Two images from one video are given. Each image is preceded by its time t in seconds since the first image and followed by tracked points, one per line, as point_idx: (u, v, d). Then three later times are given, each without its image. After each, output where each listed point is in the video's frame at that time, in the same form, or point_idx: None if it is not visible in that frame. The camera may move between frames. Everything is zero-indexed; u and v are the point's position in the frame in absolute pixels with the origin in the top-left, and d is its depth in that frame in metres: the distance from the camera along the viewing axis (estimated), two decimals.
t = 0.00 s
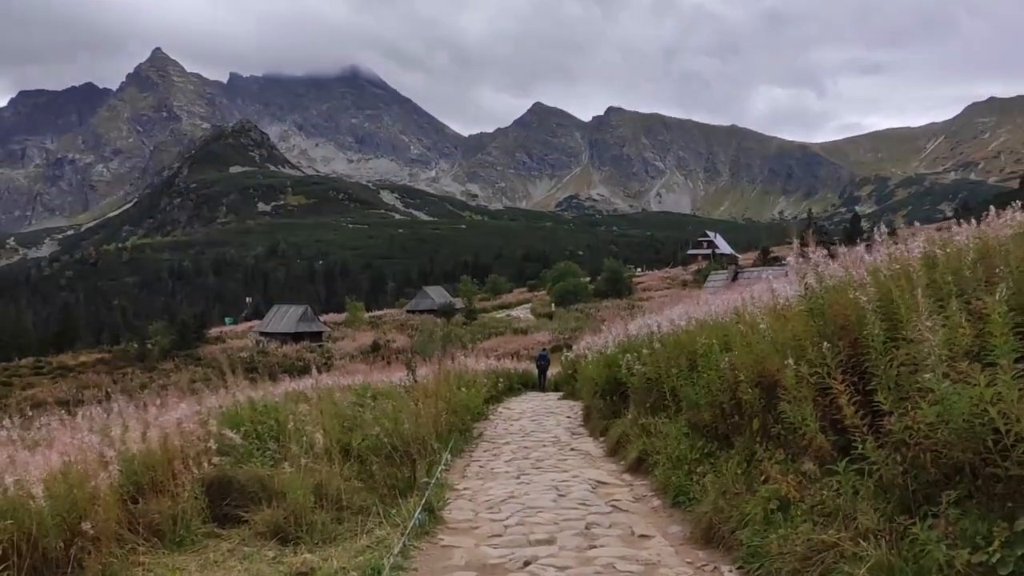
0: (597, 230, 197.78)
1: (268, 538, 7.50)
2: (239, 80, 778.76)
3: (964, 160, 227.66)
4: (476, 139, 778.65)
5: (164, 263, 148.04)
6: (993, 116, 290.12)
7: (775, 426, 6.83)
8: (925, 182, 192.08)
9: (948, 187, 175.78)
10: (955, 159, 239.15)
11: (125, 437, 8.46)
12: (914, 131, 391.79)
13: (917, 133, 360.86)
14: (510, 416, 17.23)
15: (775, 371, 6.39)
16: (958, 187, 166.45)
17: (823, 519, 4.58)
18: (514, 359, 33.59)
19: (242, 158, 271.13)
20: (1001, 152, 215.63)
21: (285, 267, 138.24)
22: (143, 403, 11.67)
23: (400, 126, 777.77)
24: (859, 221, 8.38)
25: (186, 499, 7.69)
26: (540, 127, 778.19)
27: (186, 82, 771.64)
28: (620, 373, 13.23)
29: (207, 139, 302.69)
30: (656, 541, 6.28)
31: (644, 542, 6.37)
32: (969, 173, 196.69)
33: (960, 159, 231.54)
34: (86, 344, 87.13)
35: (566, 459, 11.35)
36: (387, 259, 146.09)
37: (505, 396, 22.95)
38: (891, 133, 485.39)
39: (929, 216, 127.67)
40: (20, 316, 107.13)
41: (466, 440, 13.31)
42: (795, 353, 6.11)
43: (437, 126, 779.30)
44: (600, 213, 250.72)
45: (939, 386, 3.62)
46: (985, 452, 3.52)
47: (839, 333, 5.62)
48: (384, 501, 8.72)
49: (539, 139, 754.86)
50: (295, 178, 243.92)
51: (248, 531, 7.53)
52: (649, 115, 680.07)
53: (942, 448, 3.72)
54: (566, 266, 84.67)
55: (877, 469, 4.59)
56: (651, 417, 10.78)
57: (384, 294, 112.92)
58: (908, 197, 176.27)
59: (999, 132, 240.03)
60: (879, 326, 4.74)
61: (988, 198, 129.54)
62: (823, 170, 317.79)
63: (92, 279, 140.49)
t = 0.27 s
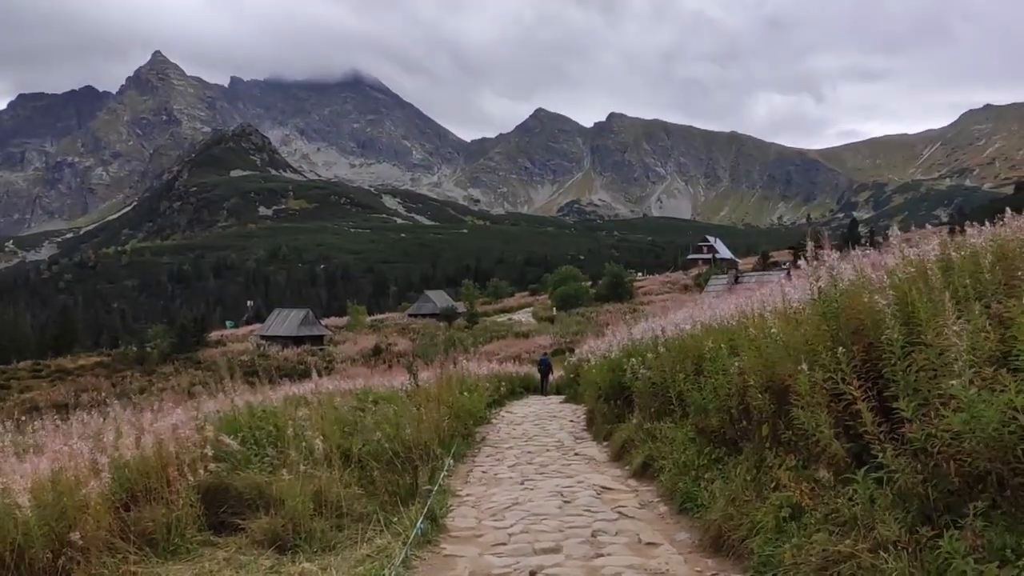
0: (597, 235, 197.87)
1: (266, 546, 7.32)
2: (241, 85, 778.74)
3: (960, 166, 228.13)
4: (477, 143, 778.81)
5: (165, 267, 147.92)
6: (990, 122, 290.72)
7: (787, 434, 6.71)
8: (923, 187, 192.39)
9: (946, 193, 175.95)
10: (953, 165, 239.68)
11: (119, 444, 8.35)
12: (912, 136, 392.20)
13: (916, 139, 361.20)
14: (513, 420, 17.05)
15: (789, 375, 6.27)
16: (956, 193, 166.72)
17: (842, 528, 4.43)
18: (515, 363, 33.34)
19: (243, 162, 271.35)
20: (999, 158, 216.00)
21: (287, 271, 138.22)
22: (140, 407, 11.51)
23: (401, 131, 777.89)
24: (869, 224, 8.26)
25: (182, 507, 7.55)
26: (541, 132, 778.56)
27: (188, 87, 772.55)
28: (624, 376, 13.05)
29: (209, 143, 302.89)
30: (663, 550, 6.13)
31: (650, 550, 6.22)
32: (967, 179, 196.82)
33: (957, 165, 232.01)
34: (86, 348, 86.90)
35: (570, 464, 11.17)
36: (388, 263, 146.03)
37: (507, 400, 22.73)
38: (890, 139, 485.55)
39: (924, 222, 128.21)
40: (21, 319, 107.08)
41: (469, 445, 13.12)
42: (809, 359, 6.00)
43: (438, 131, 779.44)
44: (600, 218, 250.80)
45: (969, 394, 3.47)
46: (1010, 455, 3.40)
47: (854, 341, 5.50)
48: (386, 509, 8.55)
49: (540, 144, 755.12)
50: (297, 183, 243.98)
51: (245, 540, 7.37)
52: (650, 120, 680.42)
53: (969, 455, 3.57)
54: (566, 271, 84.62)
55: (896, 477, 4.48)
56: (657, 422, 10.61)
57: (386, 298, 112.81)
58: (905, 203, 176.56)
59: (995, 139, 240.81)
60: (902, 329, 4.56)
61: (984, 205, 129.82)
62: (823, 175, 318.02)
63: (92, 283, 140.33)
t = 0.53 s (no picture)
0: (598, 239, 197.92)
1: (261, 554, 7.13)
2: (244, 91, 778.69)
3: (958, 171, 228.32)
4: (479, 149, 778.79)
5: (169, 271, 148.02)
6: (988, 128, 291.25)
7: (796, 438, 6.65)
8: (921, 193, 192.65)
9: (945, 198, 176.19)
10: (952, 170, 239.88)
11: (111, 446, 8.27)
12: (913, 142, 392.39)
13: (916, 144, 361.37)
14: (514, 424, 16.84)
15: (806, 376, 6.15)
16: (955, 198, 166.89)
17: (861, 540, 4.26)
18: (517, 367, 33.21)
19: (245, 166, 271.61)
20: (998, 163, 216.15)
21: (289, 275, 138.13)
22: (136, 412, 11.36)
23: (403, 137, 777.93)
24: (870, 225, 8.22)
25: (176, 513, 7.38)
26: (542, 137, 778.89)
27: (192, 93, 773.53)
28: (627, 379, 12.85)
29: (212, 148, 303.14)
30: (666, 558, 5.97)
31: (655, 560, 6.05)
32: (965, 183, 197.17)
33: (955, 170, 232.33)
34: (90, 351, 86.85)
35: (572, 469, 11.01)
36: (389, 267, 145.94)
37: (507, 404, 22.50)
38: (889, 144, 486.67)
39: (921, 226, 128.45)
40: (26, 324, 107.08)
41: (469, 449, 12.94)
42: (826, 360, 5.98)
43: (440, 136, 779.29)
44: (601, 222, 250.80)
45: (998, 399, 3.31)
46: None
47: (860, 356, 5.53)
48: (383, 515, 8.37)
49: (540, 149, 755.83)
50: (299, 188, 244.10)
51: (239, 547, 7.18)
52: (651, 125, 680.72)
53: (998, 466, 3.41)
54: (567, 275, 84.53)
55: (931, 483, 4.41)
56: (660, 427, 10.47)
57: (387, 302, 112.70)
58: (903, 208, 176.71)
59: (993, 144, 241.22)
60: (917, 335, 4.43)
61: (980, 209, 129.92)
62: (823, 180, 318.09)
63: (98, 286, 140.42)
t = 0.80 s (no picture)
0: (599, 245, 197.98)
1: (257, 560, 6.95)
2: (248, 99, 778.76)
3: (958, 177, 228.58)
4: (481, 157, 778.60)
5: (175, 276, 148.22)
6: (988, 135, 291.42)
7: (807, 443, 6.56)
8: (921, 199, 192.82)
9: (945, 204, 176.34)
10: (952, 177, 240.06)
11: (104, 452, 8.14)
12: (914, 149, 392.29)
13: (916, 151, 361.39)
14: (515, 429, 16.65)
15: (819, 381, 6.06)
16: (955, 205, 166.98)
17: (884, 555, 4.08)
18: (518, 371, 33.08)
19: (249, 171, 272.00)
20: (998, 170, 216.32)
21: (292, 280, 138.16)
22: (132, 416, 11.22)
23: (405, 145, 777.67)
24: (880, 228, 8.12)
25: (172, 518, 7.19)
26: (544, 145, 778.75)
27: (197, 102, 775.30)
28: (630, 385, 12.68)
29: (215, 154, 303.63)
30: (677, 571, 5.79)
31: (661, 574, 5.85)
32: (966, 190, 197.10)
33: (955, 176, 232.46)
34: (96, 354, 86.93)
35: (574, 476, 10.81)
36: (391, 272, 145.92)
37: (509, 409, 22.29)
38: (891, 151, 486.23)
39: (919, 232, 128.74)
40: (32, 328, 107.24)
41: (470, 455, 12.75)
42: (841, 367, 5.88)
43: (442, 145, 778.86)
44: (603, 229, 250.79)
45: None
46: None
47: (875, 362, 5.44)
48: (380, 521, 8.18)
49: (543, 156, 756.41)
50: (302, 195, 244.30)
51: (233, 553, 6.98)
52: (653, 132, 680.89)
53: None
54: (568, 279, 84.51)
55: (959, 496, 4.30)
56: (663, 433, 10.30)
57: (389, 306, 112.57)
58: (903, 214, 176.87)
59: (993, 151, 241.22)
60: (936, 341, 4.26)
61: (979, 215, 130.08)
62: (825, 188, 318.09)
63: (106, 290, 140.47)
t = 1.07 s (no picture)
0: (602, 256, 197.75)
1: None
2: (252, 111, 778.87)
3: (963, 188, 228.24)
4: (485, 169, 778.29)
5: (177, 287, 148.36)
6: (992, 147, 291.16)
7: (826, 462, 6.21)
8: (926, 210, 192.26)
9: (951, 215, 175.78)
10: (956, 187, 239.72)
11: (91, 471, 7.87)
12: (918, 161, 391.75)
13: (921, 163, 360.89)
14: (518, 444, 16.28)
15: (839, 398, 5.71)
16: (960, 216, 166.65)
17: None
18: (521, 383, 32.71)
19: (252, 183, 272.35)
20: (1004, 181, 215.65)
21: (294, 292, 137.80)
22: (123, 432, 10.90)
23: (409, 158, 777.90)
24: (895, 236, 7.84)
25: (156, 541, 6.77)
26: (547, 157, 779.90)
27: (200, 114, 777.33)
28: (636, 400, 12.31)
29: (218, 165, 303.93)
30: None
31: None
32: (970, 201, 196.77)
33: (960, 187, 231.93)
34: (97, 366, 86.61)
35: (582, 495, 10.38)
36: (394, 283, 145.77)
37: (512, 422, 21.95)
38: (893, 162, 486.71)
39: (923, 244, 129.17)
40: (33, 340, 106.72)
41: (472, 470, 12.38)
42: (862, 382, 5.54)
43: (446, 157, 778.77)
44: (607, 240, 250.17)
45: None
46: None
47: (898, 378, 5.12)
48: (377, 544, 7.79)
49: (546, 168, 757.70)
50: (305, 207, 244.39)
51: None
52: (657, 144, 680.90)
53: None
54: (571, 291, 84.37)
55: (1002, 531, 3.97)
56: (673, 449, 9.90)
57: (392, 318, 112.22)
58: (909, 225, 176.36)
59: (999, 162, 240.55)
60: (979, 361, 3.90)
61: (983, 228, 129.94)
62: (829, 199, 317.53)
63: (108, 302, 140.72)
